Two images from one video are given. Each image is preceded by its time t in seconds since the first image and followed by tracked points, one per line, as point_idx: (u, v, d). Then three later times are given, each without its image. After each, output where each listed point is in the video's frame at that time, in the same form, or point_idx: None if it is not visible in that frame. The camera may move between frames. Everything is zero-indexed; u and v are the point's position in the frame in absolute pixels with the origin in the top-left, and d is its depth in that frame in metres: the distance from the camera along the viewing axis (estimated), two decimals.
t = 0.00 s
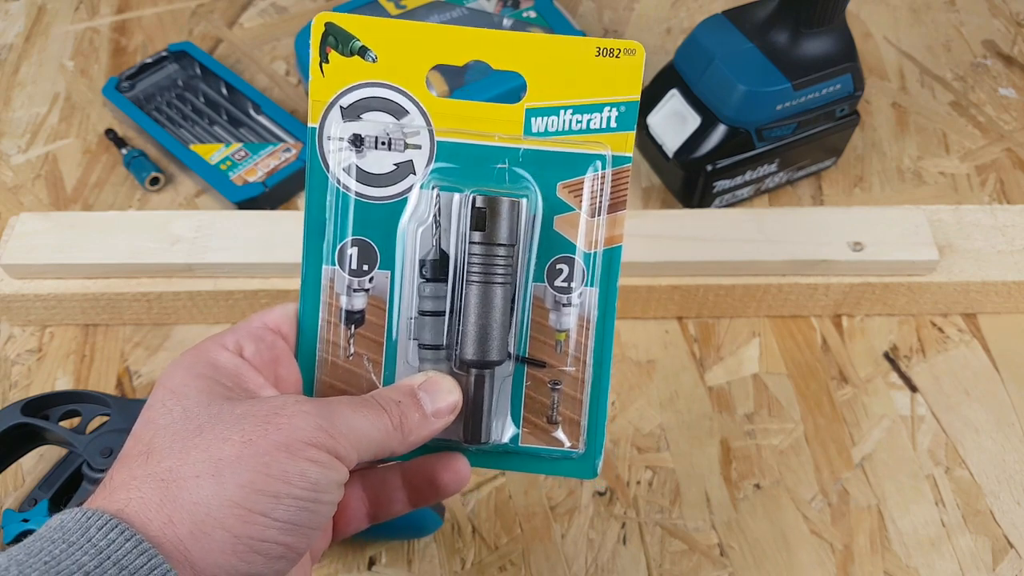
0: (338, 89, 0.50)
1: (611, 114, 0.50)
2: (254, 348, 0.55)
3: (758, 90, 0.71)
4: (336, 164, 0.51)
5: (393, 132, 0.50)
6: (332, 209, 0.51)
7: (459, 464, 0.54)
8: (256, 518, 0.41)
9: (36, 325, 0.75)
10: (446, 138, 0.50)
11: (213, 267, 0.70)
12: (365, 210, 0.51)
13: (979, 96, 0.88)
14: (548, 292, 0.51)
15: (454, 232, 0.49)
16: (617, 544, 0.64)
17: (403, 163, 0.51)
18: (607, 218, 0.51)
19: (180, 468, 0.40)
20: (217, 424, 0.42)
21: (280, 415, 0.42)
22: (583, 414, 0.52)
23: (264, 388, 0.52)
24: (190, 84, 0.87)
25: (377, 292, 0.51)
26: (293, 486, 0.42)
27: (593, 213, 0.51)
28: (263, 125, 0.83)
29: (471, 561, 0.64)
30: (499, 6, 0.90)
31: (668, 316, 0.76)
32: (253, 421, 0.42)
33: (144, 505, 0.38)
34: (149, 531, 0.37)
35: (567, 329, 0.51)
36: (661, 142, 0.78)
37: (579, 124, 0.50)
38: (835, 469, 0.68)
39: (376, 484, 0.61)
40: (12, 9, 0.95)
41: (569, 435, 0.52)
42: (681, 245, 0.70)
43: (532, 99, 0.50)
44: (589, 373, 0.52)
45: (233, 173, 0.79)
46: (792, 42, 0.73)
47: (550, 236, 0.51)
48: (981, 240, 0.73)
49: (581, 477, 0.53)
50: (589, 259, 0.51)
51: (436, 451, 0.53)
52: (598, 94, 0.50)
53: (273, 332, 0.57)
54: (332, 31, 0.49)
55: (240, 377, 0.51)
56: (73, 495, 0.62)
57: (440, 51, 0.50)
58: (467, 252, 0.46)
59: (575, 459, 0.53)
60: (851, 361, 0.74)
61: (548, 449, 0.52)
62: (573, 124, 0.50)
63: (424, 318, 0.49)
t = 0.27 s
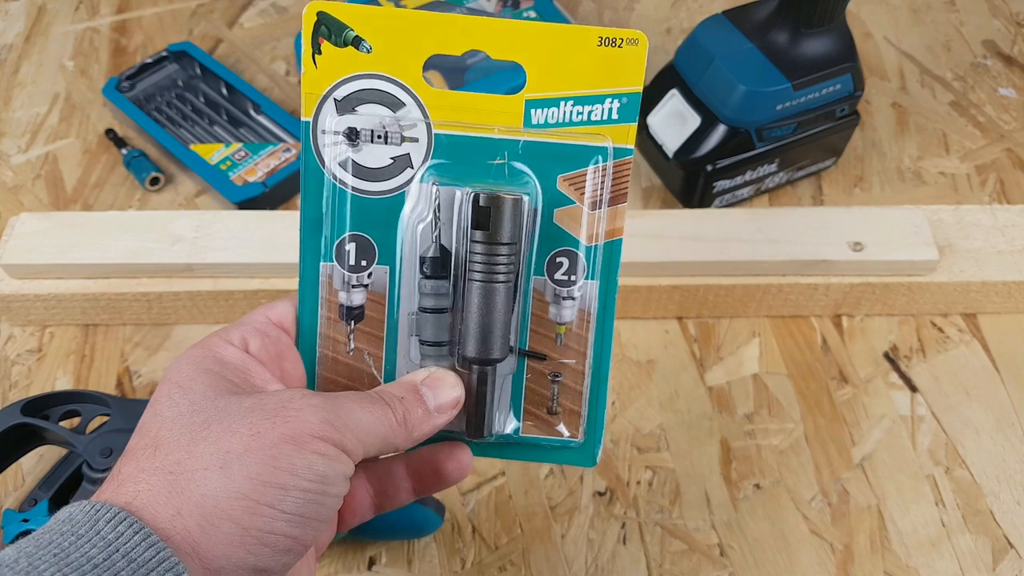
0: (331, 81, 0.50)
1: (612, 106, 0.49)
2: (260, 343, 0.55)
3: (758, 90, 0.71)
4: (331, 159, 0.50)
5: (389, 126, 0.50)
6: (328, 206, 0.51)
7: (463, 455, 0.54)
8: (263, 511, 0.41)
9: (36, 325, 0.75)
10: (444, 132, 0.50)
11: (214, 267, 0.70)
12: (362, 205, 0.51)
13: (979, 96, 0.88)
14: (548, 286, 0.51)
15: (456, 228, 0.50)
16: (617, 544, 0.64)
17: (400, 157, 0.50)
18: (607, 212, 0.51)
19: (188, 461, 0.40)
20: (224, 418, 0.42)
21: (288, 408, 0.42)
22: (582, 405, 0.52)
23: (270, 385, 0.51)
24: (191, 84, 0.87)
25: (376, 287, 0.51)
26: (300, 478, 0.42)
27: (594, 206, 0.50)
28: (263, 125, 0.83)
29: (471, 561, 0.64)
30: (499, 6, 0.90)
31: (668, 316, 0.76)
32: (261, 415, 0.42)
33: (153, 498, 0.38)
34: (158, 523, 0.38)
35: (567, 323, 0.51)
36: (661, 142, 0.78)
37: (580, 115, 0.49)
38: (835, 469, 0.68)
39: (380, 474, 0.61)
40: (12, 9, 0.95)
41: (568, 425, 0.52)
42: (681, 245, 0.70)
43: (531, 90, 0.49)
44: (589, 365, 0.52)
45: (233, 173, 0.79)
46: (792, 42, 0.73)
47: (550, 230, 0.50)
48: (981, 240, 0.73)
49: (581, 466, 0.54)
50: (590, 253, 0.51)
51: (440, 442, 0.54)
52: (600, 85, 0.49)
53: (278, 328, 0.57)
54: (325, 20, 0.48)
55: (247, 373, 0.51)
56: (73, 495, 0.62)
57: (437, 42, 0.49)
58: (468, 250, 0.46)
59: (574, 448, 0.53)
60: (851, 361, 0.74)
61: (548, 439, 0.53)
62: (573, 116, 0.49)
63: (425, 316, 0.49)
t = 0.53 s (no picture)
0: (320, 89, 0.50)
1: (593, 96, 0.50)
2: (267, 346, 0.55)
3: (758, 90, 0.71)
4: (323, 164, 0.51)
5: (378, 129, 0.50)
6: (323, 211, 0.51)
7: (467, 456, 0.53)
8: (265, 510, 0.41)
9: (36, 325, 0.75)
10: (433, 131, 0.50)
11: (213, 266, 0.70)
12: (354, 209, 0.51)
13: (979, 96, 0.88)
14: (543, 279, 0.51)
15: (446, 223, 0.50)
16: (617, 544, 0.64)
17: (391, 159, 0.51)
18: (596, 201, 0.51)
19: (190, 462, 0.40)
20: (224, 420, 0.42)
21: (288, 407, 0.42)
22: (585, 397, 0.51)
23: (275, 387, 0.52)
24: (190, 84, 0.87)
25: (373, 289, 0.51)
26: (301, 476, 0.41)
27: (582, 196, 0.50)
28: (263, 125, 0.83)
29: (471, 561, 0.64)
30: (499, 6, 0.90)
31: (668, 316, 0.76)
32: (262, 415, 0.42)
33: (155, 498, 0.38)
34: (160, 525, 0.37)
35: (563, 314, 0.51)
36: (661, 142, 0.78)
37: (563, 108, 0.50)
38: (835, 470, 0.68)
39: (386, 477, 0.61)
40: (12, 9, 0.95)
41: (572, 419, 0.52)
42: (681, 245, 0.70)
43: (514, 87, 0.50)
44: (589, 356, 0.51)
45: (233, 173, 0.79)
46: (792, 42, 0.73)
47: (540, 222, 0.51)
48: (980, 240, 0.73)
49: (589, 461, 0.52)
50: (580, 242, 0.50)
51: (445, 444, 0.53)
52: (580, 76, 0.49)
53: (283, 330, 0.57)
54: (311, 32, 0.49)
55: (252, 374, 0.51)
56: (73, 495, 0.62)
57: (419, 43, 0.50)
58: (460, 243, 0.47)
59: (580, 442, 0.52)
60: (851, 361, 0.74)
61: (553, 434, 0.52)
62: (557, 108, 0.50)
63: (421, 312, 0.49)
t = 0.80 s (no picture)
0: (328, 88, 0.51)
1: (591, 82, 0.50)
2: (272, 335, 0.54)
3: (758, 90, 0.71)
4: (330, 159, 0.51)
5: (383, 125, 0.51)
6: (329, 204, 0.52)
7: (468, 451, 0.53)
8: (259, 498, 0.40)
9: (36, 325, 0.75)
10: (435, 123, 0.51)
11: (214, 266, 0.70)
12: (360, 201, 0.51)
13: (979, 96, 0.88)
14: (546, 265, 0.50)
15: (443, 210, 0.49)
16: (617, 544, 0.64)
17: (395, 152, 0.51)
18: (596, 184, 0.51)
19: (183, 449, 0.40)
20: (220, 408, 0.42)
21: (282, 394, 0.42)
22: (589, 384, 0.50)
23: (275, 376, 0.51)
24: (190, 84, 0.87)
25: (377, 280, 0.51)
26: (296, 464, 0.41)
27: (581, 181, 0.51)
28: (263, 125, 0.83)
29: (471, 561, 0.64)
30: (499, 6, 0.90)
31: (668, 316, 0.76)
32: (256, 402, 0.42)
33: (149, 485, 0.38)
34: (153, 510, 0.37)
35: (565, 300, 0.50)
36: (661, 142, 0.78)
37: (561, 96, 0.50)
38: (835, 469, 0.68)
39: (388, 469, 0.61)
40: (12, 9, 0.95)
41: (578, 407, 0.50)
42: (681, 245, 0.70)
43: (514, 78, 0.50)
44: (593, 343, 0.51)
45: (233, 173, 0.79)
46: (792, 42, 0.73)
47: (539, 207, 0.51)
48: (980, 240, 0.73)
49: (596, 452, 0.51)
50: (580, 226, 0.50)
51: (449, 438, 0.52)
52: (577, 63, 0.50)
53: (287, 318, 0.56)
54: (318, 36, 0.51)
55: (253, 361, 0.51)
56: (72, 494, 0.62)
57: (421, 39, 0.51)
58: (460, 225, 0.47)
59: (587, 432, 0.51)
60: (851, 361, 0.74)
61: (558, 424, 0.51)
62: (556, 96, 0.50)
63: (423, 297, 0.49)
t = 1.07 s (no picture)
0: (333, 88, 0.51)
1: (593, 81, 0.50)
2: (270, 333, 0.54)
3: (758, 90, 0.71)
4: (334, 159, 0.51)
5: (386, 125, 0.51)
6: (333, 202, 0.52)
7: (461, 455, 0.53)
8: (249, 499, 0.40)
9: (36, 325, 0.75)
10: (437, 122, 0.51)
11: (214, 267, 0.70)
12: (364, 201, 0.52)
13: (979, 96, 0.88)
14: (546, 264, 0.50)
15: (442, 208, 0.50)
16: (617, 544, 0.64)
17: (398, 153, 0.51)
18: (597, 184, 0.51)
19: (175, 448, 0.40)
20: (212, 407, 0.42)
21: (274, 394, 0.42)
22: (589, 387, 0.50)
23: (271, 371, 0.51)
24: (191, 84, 0.87)
25: (378, 279, 0.51)
26: (287, 465, 0.41)
27: (582, 179, 0.51)
28: (263, 125, 0.83)
29: (471, 561, 0.64)
30: (499, 6, 0.90)
31: (668, 316, 0.76)
32: (248, 401, 0.41)
33: (139, 484, 0.38)
34: (144, 510, 0.37)
35: (564, 301, 0.50)
36: (661, 142, 0.78)
37: (564, 95, 0.50)
38: (835, 470, 0.67)
39: (382, 470, 0.60)
40: (12, 9, 0.95)
41: (576, 411, 0.50)
42: (681, 245, 0.70)
43: (517, 77, 0.50)
44: (592, 345, 0.50)
45: (233, 173, 0.79)
46: (792, 43, 0.73)
47: (540, 207, 0.51)
48: (980, 240, 0.73)
49: (591, 455, 0.51)
50: (580, 226, 0.50)
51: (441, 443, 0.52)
52: (580, 62, 0.49)
53: (287, 317, 0.56)
54: (325, 36, 0.51)
55: (250, 360, 0.51)
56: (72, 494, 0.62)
57: (425, 40, 0.51)
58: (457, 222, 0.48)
59: (584, 436, 0.50)
60: (851, 361, 0.74)
61: (557, 426, 0.50)
62: (558, 96, 0.50)
63: (422, 296, 0.49)
